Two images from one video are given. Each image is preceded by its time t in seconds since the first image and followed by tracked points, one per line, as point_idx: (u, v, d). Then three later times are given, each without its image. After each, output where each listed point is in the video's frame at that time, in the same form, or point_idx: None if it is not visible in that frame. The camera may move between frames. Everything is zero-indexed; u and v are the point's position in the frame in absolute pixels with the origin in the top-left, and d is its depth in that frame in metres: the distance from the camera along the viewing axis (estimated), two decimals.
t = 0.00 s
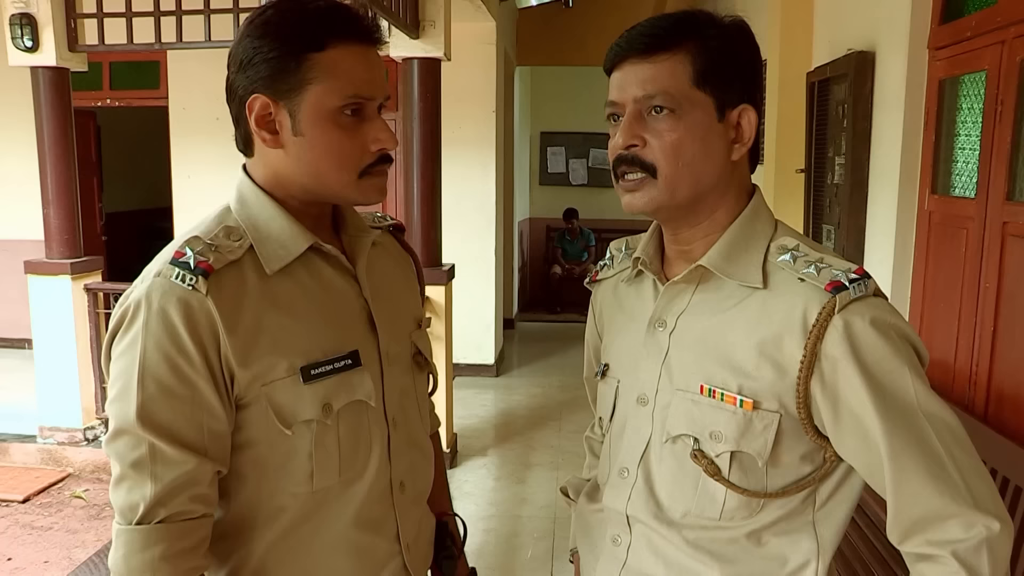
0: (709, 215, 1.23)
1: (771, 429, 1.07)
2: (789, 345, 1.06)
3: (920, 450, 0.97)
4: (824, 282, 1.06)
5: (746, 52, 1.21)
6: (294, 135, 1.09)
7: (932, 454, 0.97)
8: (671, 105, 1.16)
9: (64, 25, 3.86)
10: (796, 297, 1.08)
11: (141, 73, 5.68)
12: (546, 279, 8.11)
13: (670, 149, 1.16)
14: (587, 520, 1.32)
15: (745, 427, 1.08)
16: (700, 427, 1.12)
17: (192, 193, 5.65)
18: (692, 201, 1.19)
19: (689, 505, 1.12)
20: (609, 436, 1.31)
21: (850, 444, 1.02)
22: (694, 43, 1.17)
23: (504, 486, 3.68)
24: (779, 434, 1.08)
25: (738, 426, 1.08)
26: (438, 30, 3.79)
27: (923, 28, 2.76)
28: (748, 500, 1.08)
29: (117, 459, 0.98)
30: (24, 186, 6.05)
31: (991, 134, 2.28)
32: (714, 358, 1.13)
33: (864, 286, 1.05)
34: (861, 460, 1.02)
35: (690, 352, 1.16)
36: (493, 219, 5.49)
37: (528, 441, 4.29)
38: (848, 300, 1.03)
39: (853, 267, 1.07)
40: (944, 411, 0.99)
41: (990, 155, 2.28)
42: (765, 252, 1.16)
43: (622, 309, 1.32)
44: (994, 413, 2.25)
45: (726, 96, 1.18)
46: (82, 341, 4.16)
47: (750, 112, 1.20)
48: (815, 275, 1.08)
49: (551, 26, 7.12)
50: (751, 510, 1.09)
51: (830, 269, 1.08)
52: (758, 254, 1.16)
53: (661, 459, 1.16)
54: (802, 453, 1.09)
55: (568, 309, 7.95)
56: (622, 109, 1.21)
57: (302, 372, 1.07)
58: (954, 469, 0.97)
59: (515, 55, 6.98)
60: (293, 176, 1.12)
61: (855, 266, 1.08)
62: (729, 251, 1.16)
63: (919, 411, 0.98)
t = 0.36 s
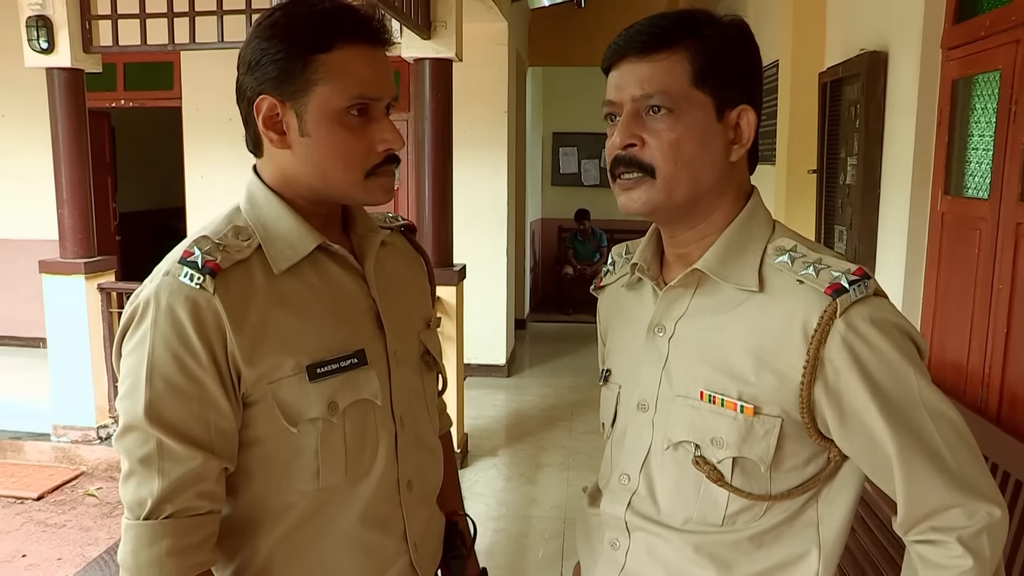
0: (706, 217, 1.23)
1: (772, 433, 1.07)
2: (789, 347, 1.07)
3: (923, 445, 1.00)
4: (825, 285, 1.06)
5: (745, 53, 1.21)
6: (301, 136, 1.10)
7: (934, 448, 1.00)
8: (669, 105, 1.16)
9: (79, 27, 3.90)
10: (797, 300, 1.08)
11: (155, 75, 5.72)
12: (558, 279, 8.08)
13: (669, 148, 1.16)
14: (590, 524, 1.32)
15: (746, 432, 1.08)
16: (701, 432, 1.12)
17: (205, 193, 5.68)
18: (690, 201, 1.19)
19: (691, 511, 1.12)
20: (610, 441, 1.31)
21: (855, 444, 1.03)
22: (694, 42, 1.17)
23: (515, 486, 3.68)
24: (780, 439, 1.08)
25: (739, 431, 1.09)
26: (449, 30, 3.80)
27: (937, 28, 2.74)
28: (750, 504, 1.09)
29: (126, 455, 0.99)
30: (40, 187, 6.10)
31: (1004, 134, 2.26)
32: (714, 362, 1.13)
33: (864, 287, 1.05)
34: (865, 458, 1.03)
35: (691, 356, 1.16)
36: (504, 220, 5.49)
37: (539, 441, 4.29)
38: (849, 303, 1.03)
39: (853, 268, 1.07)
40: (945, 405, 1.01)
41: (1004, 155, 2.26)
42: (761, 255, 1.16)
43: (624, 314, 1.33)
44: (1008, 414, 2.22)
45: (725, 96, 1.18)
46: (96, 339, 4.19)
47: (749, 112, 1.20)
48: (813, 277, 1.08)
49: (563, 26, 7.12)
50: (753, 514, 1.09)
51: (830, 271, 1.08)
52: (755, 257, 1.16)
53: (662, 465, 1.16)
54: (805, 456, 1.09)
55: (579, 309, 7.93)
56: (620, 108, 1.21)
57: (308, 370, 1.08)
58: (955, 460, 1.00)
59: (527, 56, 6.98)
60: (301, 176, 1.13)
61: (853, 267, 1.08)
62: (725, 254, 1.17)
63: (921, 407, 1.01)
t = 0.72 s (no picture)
0: (709, 217, 1.22)
1: (769, 437, 1.08)
2: (786, 351, 1.07)
3: (917, 458, 1.00)
4: (824, 290, 1.06)
5: (754, 51, 1.21)
6: (308, 136, 1.10)
7: (927, 459, 1.00)
8: (675, 103, 1.16)
9: (90, 28, 3.93)
10: (796, 302, 1.08)
11: (165, 75, 5.75)
12: (567, 279, 8.07)
13: (674, 147, 1.16)
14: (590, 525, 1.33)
15: (742, 436, 1.09)
16: (697, 436, 1.12)
17: (215, 193, 5.71)
18: (695, 201, 1.19)
19: (686, 515, 1.12)
20: (610, 442, 1.31)
21: (850, 453, 1.03)
22: (701, 40, 1.17)
23: (523, 485, 3.68)
24: (777, 443, 1.08)
25: (735, 435, 1.09)
26: (458, 30, 3.81)
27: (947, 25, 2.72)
28: (747, 510, 1.09)
29: (133, 448, 1.00)
30: (52, 187, 6.15)
31: (1014, 133, 2.24)
32: (713, 365, 1.13)
33: (865, 291, 1.05)
34: (858, 467, 1.04)
35: (690, 359, 1.16)
36: (513, 219, 5.49)
37: (547, 441, 4.29)
38: (848, 308, 1.03)
39: (854, 273, 1.07)
40: (943, 417, 1.01)
41: (1013, 153, 2.24)
42: (762, 257, 1.16)
43: (627, 314, 1.33)
44: (1017, 414, 2.20)
45: (733, 95, 1.18)
46: (106, 337, 4.21)
47: (757, 112, 1.20)
48: (814, 281, 1.08)
49: (572, 26, 7.11)
50: (750, 519, 1.09)
51: (830, 274, 1.08)
52: (756, 259, 1.16)
53: (659, 467, 1.17)
54: (802, 462, 1.09)
55: (588, 309, 7.91)
56: (625, 105, 1.21)
57: (312, 369, 1.08)
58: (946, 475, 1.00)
59: (536, 55, 6.98)
60: (309, 175, 1.13)
61: (854, 272, 1.08)
62: (724, 257, 1.17)
63: (917, 418, 1.01)
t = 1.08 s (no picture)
0: (711, 221, 1.23)
1: (764, 442, 1.08)
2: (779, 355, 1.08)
3: (911, 481, 1.00)
4: (818, 294, 1.07)
5: (757, 55, 1.21)
6: (307, 140, 1.12)
7: (920, 482, 1.00)
8: (676, 107, 1.17)
9: (97, 33, 3.96)
10: (792, 306, 1.09)
11: (172, 80, 5.79)
12: (573, 283, 8.07)
13: (676, 151, 1.17)
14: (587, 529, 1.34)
15: (737, 440, 1.09)
16: (692, 439, 1.13)
17: (221, 198, 5.73)
18: (696, 206, 1.20)
19: (680, 520, 1.13)
20: (607, 443, 1.32)
21: (843, 464, 1.04)
22: (703, 44, 1.17)
23: (529, 489, 3.69)
24: (773, 448, 1.09)
25: (730, 439, 1.09)
26: (462, 34, 3.83)
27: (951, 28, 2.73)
28: (743, 515, 1.09)
29: (143, 444, 1.02)
30: (60, 192, 6.19)
31: (1018, 136, 2.24)
32: (709, 369, 1.14)
33: (861, 297, 1.05)
34: (851, 481, 1.04)
35: (686, 362, 1.18)
36: (519, 223, 5.50)
37: (553, 445, 4.29)
38: (842, 313, 1.04)
39: (850, 280, 1.09)
40: (942, 437, 0.99)
41: (1017, 156, 2.24)
42: (762, 260, 1.17)
43: (625, 316, 1.34)
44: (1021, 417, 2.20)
45: (735, 99, 1.18)
46: (113, 341, 4.23)
47: (760, 115, 1.20)
48: (811, 286, 1.09)
49: (577, 30, 7.13)
50: (746, 525, 1.09)
51: (827, 279, 1.09)
52: (755, 262, 1.17)
53: (655, 469, 1.18)
54: (799, 469, 1.09)
55: (594, 313, 7.91)
56: (627, 110, 1.22)
57: (318, 370, 1.09)
58: (941, 501, 0.99)
59: (542, 60, 7.00)
60: (312, 180, 1.15)
61: (851, 277, 1.10)
62: (724, 259, 1.17)
63: (914, 437, 1.00)
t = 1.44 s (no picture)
0: (719, 218, 1.24)
1: (762, 444, 1.08)
2: (781, 351, 1.08)
3: (880, 496, 1.00)
4: (816, 293, 1.07)
5: (763, 51, 1.21)
6: (307, 135, 1.14)
7: (892, 502, 0.99)
8: (683, 103, 1.17)
9: (101, 31, 3.97)
10: (791, 303, 1.10)
11: (175, 78, 5.80)
12: (577, 281, 8.07)
13: (682, 148, 1.17)
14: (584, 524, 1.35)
15: (736, 440, 1.09)
16: (690, 438, 1.13)
17: (225, 196, 5.75)
18: (703, 202, 1.20)
19: (679, 518, 1.14)
20: (606, 439, 1.33)
21: (817, 466, 1.05)
22: (709, 39, 1.17)
23: (530, 486, 3.69)
24: (771, 449, 1.09)
25: (728, 438, 1.10)
26: (465, 31, 3.83)
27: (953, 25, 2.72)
28: (739, 517, 1.09)
29: (153, 433, 1.02)
30: (64, 189, 6.21)
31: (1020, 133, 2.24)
32: (710, 366, 1.15)
33: (859, 297, 1.05)
34: (821, 485, 1.05)
35: (687, 360, 1.18)
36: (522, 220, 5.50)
37: (555, 442, 4.30)
38: (836, 313, 1.04)
39: (850, 279, 1.08)
40: (919, 455, 0.99)
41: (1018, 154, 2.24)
42: (766, 256, 1.18)
43: (626, 312, 1.35)
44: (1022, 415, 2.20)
45: (741, 95, 1.19)
46: (116, 337, 4.25)
47: (766, 111, 1.20)
48: (810, 284, 1.09)
49: (580, 28, 7.12)
50: (746, 525, 1.10)
51: (826, 278, 1.09)
52: (759, 258, 1.18)
53: (654, 466, 1.18)
54: (797, 470, 1.10)
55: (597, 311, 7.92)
56: (633, 107, 1.22)
57: (327, 360, 1.10)
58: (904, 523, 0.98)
59: (545, 57, 7.00)
60: (314, 174, 1.17)
61: (852, 277, 1.09)
62: (726, 253, 1.18)
63: (889, 452, 1.00)
